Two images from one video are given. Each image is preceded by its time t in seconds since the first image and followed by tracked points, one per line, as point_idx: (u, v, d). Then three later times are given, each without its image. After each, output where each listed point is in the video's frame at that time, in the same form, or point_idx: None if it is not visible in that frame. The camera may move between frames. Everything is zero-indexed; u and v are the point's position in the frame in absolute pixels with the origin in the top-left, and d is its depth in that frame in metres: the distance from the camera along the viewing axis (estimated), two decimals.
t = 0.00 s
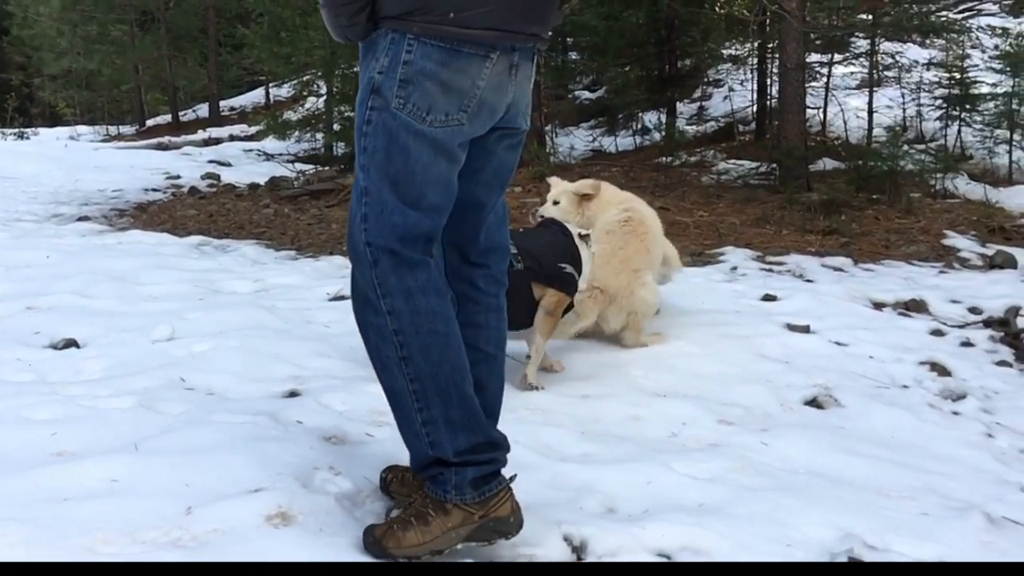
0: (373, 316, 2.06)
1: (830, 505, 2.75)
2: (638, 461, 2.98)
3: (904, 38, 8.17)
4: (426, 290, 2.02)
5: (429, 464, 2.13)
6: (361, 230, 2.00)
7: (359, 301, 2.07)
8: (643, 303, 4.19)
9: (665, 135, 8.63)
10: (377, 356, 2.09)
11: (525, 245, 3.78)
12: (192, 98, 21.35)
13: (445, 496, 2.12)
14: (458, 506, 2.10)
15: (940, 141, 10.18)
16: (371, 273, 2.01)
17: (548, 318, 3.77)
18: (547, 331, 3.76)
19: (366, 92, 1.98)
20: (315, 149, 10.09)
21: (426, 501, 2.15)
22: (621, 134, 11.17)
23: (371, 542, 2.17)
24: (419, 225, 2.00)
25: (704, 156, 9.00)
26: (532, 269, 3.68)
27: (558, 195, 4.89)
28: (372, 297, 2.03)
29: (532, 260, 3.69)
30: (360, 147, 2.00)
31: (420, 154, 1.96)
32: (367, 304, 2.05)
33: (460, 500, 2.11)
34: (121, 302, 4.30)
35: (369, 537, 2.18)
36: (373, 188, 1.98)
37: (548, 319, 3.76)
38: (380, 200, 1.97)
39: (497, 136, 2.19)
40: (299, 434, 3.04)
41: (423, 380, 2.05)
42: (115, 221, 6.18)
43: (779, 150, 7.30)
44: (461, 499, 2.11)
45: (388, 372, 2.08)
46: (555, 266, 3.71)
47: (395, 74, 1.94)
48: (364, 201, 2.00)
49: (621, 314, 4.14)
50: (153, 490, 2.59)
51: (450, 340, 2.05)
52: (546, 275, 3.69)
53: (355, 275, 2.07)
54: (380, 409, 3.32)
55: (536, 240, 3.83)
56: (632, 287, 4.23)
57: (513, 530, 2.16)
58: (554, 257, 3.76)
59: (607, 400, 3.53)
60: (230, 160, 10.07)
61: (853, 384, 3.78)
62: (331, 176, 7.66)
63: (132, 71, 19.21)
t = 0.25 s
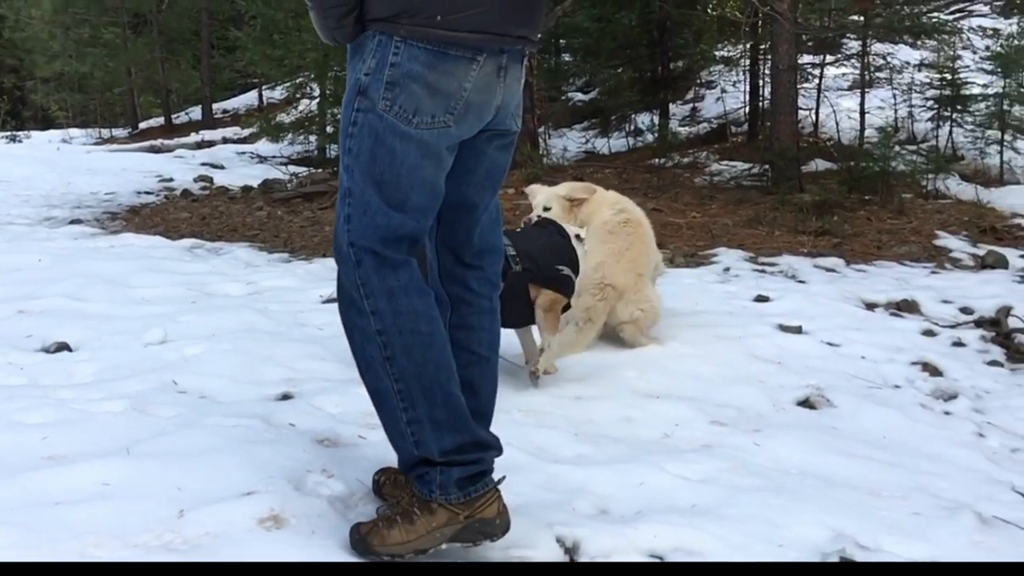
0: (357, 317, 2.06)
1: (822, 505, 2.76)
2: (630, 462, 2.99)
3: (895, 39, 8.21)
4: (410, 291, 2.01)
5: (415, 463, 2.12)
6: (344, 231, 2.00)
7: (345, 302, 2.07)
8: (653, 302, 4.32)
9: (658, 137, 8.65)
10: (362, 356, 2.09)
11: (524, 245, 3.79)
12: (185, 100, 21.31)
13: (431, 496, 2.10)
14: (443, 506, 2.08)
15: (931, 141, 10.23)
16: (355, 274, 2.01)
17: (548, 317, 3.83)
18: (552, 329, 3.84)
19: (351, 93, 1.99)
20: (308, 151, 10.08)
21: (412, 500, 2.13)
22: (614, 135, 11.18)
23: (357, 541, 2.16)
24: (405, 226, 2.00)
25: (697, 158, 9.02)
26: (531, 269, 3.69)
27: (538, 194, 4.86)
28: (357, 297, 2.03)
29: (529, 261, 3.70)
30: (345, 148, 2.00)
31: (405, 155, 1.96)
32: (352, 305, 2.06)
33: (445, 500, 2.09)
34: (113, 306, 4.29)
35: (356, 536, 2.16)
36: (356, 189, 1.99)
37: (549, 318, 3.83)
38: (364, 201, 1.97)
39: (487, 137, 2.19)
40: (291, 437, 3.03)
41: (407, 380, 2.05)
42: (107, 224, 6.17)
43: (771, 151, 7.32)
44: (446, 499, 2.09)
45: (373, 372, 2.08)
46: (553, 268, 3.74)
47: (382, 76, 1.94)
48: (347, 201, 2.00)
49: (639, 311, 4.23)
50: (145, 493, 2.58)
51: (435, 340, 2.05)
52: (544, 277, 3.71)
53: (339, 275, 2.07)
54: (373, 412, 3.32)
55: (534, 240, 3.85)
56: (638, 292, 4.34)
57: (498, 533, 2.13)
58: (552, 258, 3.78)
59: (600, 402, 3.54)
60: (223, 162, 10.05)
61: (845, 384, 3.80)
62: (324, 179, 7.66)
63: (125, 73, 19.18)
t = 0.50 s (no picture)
0: (347, 318, 2.07)
1: (816, 505, 2.76)
2: (625, 463, 2.99)
3: (889, 40, 8.22)
4: (399, 292, 2.01)
5: (403, 464, 2.13)
6: (334, 232, 2.01)
7: (335, 303, 2.07)
8: (654, 302, 4.45)
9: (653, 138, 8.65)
10: (352, 356, 2.09)
11: (524, 246, 3.80)
12: (179, 102, 21.28)
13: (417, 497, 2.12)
14: (429, 509, 2.10)
15: (926, 141, 10.24)
16: (345, 275, 2.02)
17: (553, 315, 3.85)
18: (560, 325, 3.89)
19: (341, 95, 1.99)
20: (303, 153, 10.07)
21: (399, 499, 2.15)
22: (609, 136, 11.19)
23: (341, 534, 2.17)
24: (395, 228, 2.00)
25: (691, 158, 9.02)
26: (531, 271, 3.69)
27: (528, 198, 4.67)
28: (346, 298, 2.04)
29: (530, 263, 3.70)
30: (335, 149, 2.00)
31: (395, 157, 1.96)
32: (342, 306, 2.06)
33: (431, 503, 2.10)
34: (107, 309, 4.28)
35: (341, 529, 2.18)
36: (346, 190, 1.99)
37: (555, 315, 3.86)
38: (354, 202, 1.98)
39: (479, 138, 2.19)
40: (286, 440, 3.03)
41: (395, 382, 2.05)
42: (102, 226, 6.17)
43: (766, 152, 7.33)
44: (432, 502, 2.10)
45: (362, 373, 2.08)
46: (553, 270, 3.75)
47: (372, 78, 1.94)
48: (337, 202, 2.00)
49: (648, 308, 4.32)
50: (139, 496, 2.57)
51: (424, 342, 2.05)
52: (544, 279, 3.71)
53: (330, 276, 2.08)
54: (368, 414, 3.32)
55: (533, 242, 3.86)
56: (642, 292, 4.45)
57: (482, 540, 2.16)
58: (551, 260, 3.79)
59: (595, 402, 3.54)
60: (218, 164, 10.04)
61: (839, 384, 3.80)
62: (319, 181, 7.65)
63: (119, 75, 19.15)
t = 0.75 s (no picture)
0: (340, 321, 2.07)
1: (812, 505, 2.76)
2: (620, 464, 2.99)
3: (883, 40, 8.24)
4: (390, 297, 2.02)
5: (389, 468, 2.16)
6: (328, 234, 2.01)
7: (328, 305, 2.08)
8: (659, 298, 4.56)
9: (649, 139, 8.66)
10: (343, 359, 2.10)
11: (524, 247, 3.78)
12: (174, 105, 21.27)
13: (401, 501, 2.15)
14: (411, 514, 2.13)
15: (920, 141, 10.25)
16: (339, 278, 2.02)
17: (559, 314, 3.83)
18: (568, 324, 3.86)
19: (334, 97, 1.99)
20: (299, 155, 10.07)
21: (384, 502, 2.18)
22: (605, 137, 11.20)
23: (325, 529, 2.22)
24: (388, 231, 2.00)
25: (687, 159, 9.03)
26: (531, 273, 3.68)
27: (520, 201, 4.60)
28: (339, 301, 2.04)
29: (530, 265, 3.68)
30: (328, 152, 2.00)
31: (387, 159, 1.96)
32: (334, 309, 2.06)
33: (414, 509, 2.13)
34: (102, 312, 4.28)
35: (325, 524, 2.22)
36: (339, 193, 1.99)
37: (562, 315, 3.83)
38: (346, 205, 1.98)
39: (471, 141, 2.19)
40: (281, 442, 3.03)
41: (384, 386, 2.06)
42: (97, 229, 6.16)
43: (761, 152, 7.34)
44: (415, 508, 2.13)
45: (352, 377, 2.09)
46: (552, 272, 3.75)
47: (364, 81, 1.94)
48: (331, 205, 2.01)
49: (658, 301, 4.43)
50: (134, 499, 2.57)
51: (414, 348, 2.05)
52: (544, 282, 3.71)
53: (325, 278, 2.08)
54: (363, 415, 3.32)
55: (531, 243, 3.85)
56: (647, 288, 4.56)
57: (461, 552, 2.18)
58: (550, 261, 3.79)
59: (590, 404, 3.54)
60: (213, 167, 10.04)
61: (834, 384, 3.81)
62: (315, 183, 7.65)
63: (114, 78, 19.13)
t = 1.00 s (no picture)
0: (335, 323, 2.07)
1: (808, 504, 2.76)
2: (616, 463, 2.99)
3: (879, 39, 8.24)
4: (384, 300, 2.01)
5: (376, 471, 2.14)
6: (324, 236, 2.01)
7: (323, 306, 2.08)
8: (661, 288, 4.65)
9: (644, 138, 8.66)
10: (335, 361, 2.10)
11: (523, 246, 3.77)
12: (169, 106, 21.24)
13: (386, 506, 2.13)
14: (395, 520, 2.11)
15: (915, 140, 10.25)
16: (334, 280, 2.02)
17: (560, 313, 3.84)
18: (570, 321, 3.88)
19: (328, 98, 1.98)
20: (294, 156, 10.05)
21: (370, 505, 2.17)
22: (600, 137, 11.20)
23: (310, 529, 2.23)
24: (383, 232, 2.00)
25: (682, 158, 9.03)
26: (532, 273, 3.66)
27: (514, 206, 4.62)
28: (334, 303, 2.04)
29: (531, 265, 3.67)
30: (323, 153, 2.00)
31: (380, 160, 1.95)
32: (330, 310, 2.06)
33: (397, 515, 2.11)
34: (97, 313, 4.27)
35: (311, 524, 2.23)
36: (334, 195, 1.99)
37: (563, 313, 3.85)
38: (341, 206, 1.98)
39: (464, 140, 2.18)
40: (277, 443, 3.02)
41: (373, 390, 2.05)
42: (92, 230, 6.15)
43: (757, 151, 7.34)
44: (399, 514, 2.11)
45: (343, 379, 2.09)
46: (552, 272, 3.74)
47: (356, 82, 1.94)
48: (326, 207, 2.00)
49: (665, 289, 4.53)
50: (129, 501, 2.56)
51: (405, 352, 2.04)
52: (545, 282, 3.70)
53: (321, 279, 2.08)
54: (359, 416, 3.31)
55: (531, 243, 3.83)
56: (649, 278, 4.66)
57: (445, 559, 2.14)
58: (550, 261, 3.78)
59: (586, 404, 3.54)
60: (208, 168, 10.02)
61: (830, 383, 3.81)
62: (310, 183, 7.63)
63: (109, 78, 19.09)
